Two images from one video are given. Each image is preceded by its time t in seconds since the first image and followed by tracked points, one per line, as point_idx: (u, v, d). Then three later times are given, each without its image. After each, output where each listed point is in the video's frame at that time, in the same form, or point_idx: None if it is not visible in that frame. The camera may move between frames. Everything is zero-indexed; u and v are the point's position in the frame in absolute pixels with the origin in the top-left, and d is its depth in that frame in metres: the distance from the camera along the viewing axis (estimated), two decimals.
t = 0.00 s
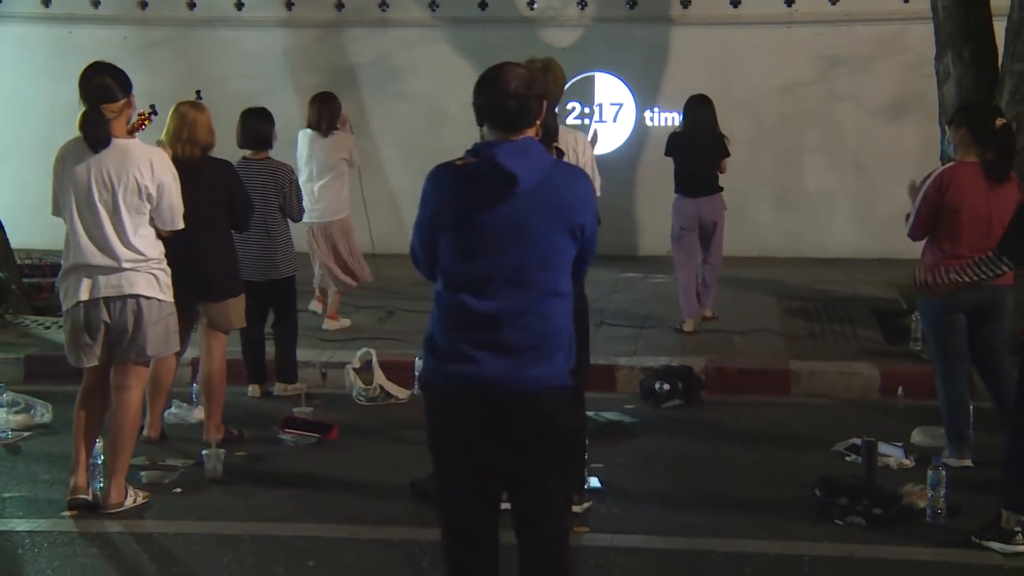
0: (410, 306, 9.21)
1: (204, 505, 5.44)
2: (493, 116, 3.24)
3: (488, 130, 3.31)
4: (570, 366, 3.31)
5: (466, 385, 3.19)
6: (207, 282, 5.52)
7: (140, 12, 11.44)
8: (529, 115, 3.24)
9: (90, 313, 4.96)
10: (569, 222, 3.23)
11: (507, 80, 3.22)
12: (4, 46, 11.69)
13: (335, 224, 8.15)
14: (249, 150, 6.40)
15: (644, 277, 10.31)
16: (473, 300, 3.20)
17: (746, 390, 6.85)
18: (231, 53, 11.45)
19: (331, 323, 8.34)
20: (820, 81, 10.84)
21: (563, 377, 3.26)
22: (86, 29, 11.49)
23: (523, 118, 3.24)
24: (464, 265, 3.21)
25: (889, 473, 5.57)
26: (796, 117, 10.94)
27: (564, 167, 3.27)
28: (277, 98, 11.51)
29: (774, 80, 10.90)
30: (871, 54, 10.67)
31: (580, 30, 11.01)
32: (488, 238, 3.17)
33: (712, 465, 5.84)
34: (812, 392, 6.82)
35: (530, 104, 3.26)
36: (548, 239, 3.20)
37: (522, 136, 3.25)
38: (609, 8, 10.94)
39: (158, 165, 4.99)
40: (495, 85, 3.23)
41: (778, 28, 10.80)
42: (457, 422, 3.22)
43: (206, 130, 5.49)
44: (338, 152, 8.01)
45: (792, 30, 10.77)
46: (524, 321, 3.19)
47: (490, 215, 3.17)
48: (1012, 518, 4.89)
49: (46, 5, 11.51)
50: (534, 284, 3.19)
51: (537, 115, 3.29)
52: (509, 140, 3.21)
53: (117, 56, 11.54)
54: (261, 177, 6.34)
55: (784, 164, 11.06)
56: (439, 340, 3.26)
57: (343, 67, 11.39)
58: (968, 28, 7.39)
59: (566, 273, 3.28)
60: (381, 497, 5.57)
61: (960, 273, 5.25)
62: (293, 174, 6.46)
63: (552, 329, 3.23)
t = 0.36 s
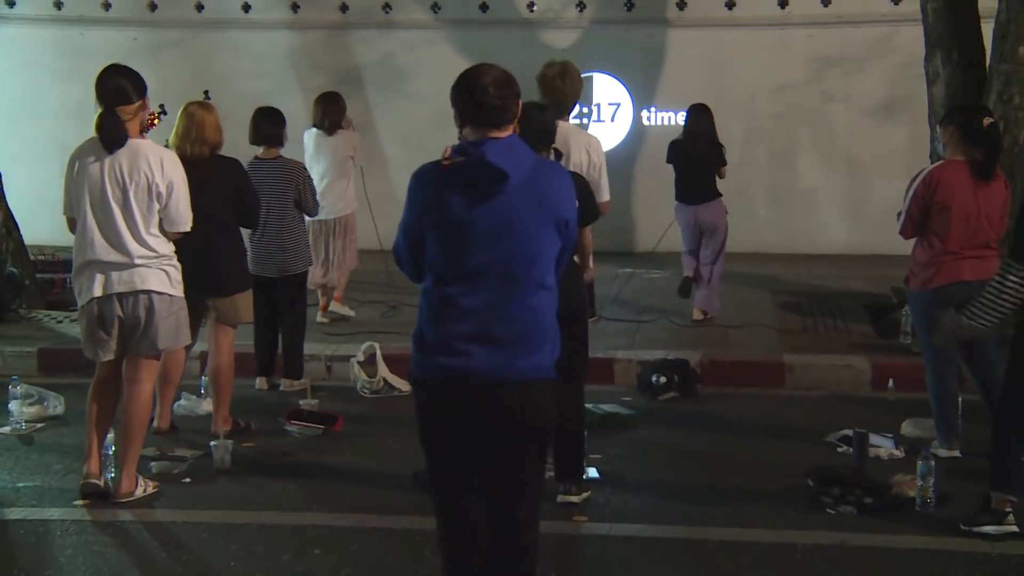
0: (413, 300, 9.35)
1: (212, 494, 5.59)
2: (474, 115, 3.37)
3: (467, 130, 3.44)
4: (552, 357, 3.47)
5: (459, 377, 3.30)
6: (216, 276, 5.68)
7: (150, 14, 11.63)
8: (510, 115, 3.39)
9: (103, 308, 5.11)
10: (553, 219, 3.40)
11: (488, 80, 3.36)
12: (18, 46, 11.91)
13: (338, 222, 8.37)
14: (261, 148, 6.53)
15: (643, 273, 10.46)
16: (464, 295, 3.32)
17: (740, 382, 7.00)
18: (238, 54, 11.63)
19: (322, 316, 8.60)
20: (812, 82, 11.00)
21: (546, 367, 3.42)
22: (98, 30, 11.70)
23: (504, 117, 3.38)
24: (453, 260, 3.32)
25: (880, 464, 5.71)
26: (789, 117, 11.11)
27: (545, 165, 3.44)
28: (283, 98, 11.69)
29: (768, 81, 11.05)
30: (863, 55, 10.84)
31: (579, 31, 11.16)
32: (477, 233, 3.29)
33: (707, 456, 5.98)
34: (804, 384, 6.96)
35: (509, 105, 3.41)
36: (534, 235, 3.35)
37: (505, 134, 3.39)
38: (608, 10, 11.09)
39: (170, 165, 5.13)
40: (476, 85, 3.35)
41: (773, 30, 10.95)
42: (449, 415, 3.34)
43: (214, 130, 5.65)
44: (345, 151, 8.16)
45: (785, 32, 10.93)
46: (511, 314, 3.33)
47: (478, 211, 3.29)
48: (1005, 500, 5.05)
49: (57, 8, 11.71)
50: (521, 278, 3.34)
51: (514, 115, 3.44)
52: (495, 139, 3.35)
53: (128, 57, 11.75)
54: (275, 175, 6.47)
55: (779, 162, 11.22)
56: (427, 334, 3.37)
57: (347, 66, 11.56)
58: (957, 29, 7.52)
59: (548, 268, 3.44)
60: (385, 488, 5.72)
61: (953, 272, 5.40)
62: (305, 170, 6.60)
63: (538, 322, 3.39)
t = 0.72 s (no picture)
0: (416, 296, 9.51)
1: (222, 484, 5.75)
2: (469, 118, 3.52)
3: (466, 132, 3.59)
4: (551, 353, 3.53)
5: (448, 372, 3.45)
6: (225, 273, 5.83)
7: (161, 16, 11.90)
8: (500, 116, 3.51)
9: (114, 303, 5.27)
10: (543, 216, 3.46)
11: (480, 82, 3.50)
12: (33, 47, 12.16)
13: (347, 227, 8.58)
14: (268, 147, 6.66)
15: (642, 269, 10.62)
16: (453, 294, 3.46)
17: (735, 375, 7.15)
18: (248, 55, 11.90)
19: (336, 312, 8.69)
20: (805, 82, 11.32)
21: (541, 363, 3.49)
22: (111, 32, 11.97)
23: (495, 118, 3.51)
24: (443, 261, 3.48)
25: (872, 456, 5.86)
26: (784, 117, 11.42)
27: (536, 163, 3.51)
28: (291, 98, 11.95)
29: (761, 81, 11.37)
30: (855, 55, 11.15)
31: (578, 33, 11.45)
32: (461, 234, 3.43)
33: (702, 447, 6.14)
34: (798, 378, 7.11)
35: (503, 107, 3.53)
36: (519, 234, 3.42)
37: (494, 134, 3.51)
38: (607, 12, 11.38)
39: (179, 164, 5.29)
40: (471, 87, 3.50)
41: (767, 32, 11.26)
42: (444, 409, 3.49)
43: (222, 130, 5.80)
44: (354, 158, 8.44)
45: (780, 34, 11.24)
46: (497, 312, 3.44)
47: (462, 213, 3.43)
48: (995, 501, 5.17)
49: (72, 11, 11.97)
50: (506, 276, 3.43)
51: (510, 117, 3.55)
52: (479, 140, 3.47)
53: (141, 58, 12.01)
54: (281, 175, 6.60)
55: (775, 159, 11.52)
56: (427, 333, 3.54)
57: (354, 66, 11.83)
58: (948, 31, 7.70)
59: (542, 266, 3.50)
60: (389, 478, 5.87)
61: (942, 270, 5.52)
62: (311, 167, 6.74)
63: (530, 318, 3.46)
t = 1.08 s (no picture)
0: (420, 291, 9.66)
1: (230, 475, 5.91)
2: (485, 115, 3.53)
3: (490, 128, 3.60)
4: (567, 349, 3.45)
5: (455, 362, 3.53)
6: (233, 268, 6.01)
7: (171, 19, 12.09)
8: (505, 111, 3.48)
9: (124, 299, 5.43)
10: (548, 212, 3.37)
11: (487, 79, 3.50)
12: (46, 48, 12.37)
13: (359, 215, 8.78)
14: (269, 147, 6.81)
15: (640, 265, 10.78)
16: (463, 287, 3.52)
17: (731, 368, 7.31)
18: (256, 57, 12.12)
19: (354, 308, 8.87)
20: (800, 82, 11.55)
21: (550, 359, 3.42)
22: (122, 35, 12.17)
23: (507, 113, 3.49)
24: (458, 257, 3.54)
25: (864, 447, 6.02)
26: (778, 117, 11.65)
27: (545, 157, 3.42)
28: (298, 98, 12.17)
29: (757, 81, 11.59)
30: (847, 57, 11.39)
31: (577, 35, 11.65)
32: (470, 230, 3.48)
33: (698, 438, 6.31)
34: (792, 371, 7.27)
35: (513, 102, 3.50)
36: (520, 230, 3.39)
37: (507, 131, 3.50)
38: (606, 15, 11.59)
39: (186, 163, 5.43)
40: (481, 85, 3.54)
41: (761, 34, 11.48)
42: (457, 398, 3.57)
43: (230, 130, 5.97)
44: (363, 149, 8.58)
45: (775, 36, 11.46)
46: (503, 307, 3.43)
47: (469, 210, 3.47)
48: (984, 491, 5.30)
49: (84, 13, 12.16)
50: (510, 272, 3.42)
51: (523, 110, 3.52)
52: (491, 137, 3.48)
53: (153, 60, 12.21)
54: (279, 176, 6.77)
55: (770, 160, 11.74)
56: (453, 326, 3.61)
57: (359, 67, 12.03)
58: (937, 33, 7.91)
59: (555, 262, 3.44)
60: (393, 468, 6.04)
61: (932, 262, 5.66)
62: (310, 168, 6.89)
63: (531, 314, 3.41)
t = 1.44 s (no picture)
0: (423, 287, 9.83)
1: (239, 466, 6.07)
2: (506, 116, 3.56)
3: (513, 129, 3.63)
4: (583, 349, 3.49)
5: (471, 360, 3.58)
6: (241, 264, 6.20)
7: (180, 22, 12.24)
8: (527, 113, 3.51)
9: (135, 296, 5.59)
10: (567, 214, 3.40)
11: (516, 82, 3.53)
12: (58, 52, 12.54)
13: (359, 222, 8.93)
14: (280, 146, 7.00)
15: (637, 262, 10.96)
16: (481, 286, 3.56)
17: (726, 362, 7.47)
18: (262, 59, 12.28)
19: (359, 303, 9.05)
20: (793, 83, 11.74)
21: (566, 358, 3.45)
22: (132, 37, 12.34)
23: (528, 115, 3.51)
24: (477, 256, 3.57)
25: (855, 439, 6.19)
26: (770, 117, 11.86)
27: (564, 161, 3.45)
28: (304, 99, 12.33)
29: (751, 82, 11.79)
30: (838, 59, 11.57)
31: (576, 37, 11.82)
32: (490, 230, 3.51)
33: (694, 430, 6.48)
34: (785, 365, 7.43)
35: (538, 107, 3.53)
36: (539, 232, 3.43)
37: (529, 133, 3.52)
38: (605, 18, 11.76)
39: (194, 163, 5.59)
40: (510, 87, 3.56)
41: (755, 36, 11.66)
42: (474, 396, 3.64)
43: (239, 130, 6.12)
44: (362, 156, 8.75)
45: (768, 39, 11.64)
46: (521, 306, 3.47)
47: (490, 210, 3.51)
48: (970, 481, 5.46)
49: (95, 16, 12.32)
50: (529, 272, 3.46)
51: (547, 116, 3.55)
52: (513, 139, 3.51)
53: (163, 63, 12.37)
54: (293, 173, 6.96)
55: (762, 159, 11.96)
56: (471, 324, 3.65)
57: (363, 69, 12.21)
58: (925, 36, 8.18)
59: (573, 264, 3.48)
60: (396, 459, 6.20)
61: (923, 260, 5.81)
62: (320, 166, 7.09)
63: (546, 315, 3.45)
